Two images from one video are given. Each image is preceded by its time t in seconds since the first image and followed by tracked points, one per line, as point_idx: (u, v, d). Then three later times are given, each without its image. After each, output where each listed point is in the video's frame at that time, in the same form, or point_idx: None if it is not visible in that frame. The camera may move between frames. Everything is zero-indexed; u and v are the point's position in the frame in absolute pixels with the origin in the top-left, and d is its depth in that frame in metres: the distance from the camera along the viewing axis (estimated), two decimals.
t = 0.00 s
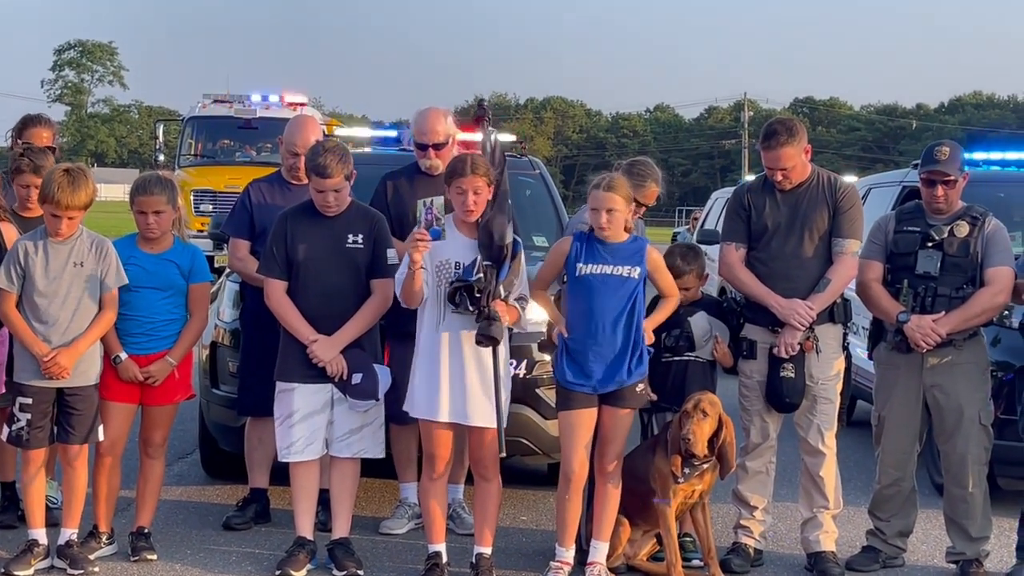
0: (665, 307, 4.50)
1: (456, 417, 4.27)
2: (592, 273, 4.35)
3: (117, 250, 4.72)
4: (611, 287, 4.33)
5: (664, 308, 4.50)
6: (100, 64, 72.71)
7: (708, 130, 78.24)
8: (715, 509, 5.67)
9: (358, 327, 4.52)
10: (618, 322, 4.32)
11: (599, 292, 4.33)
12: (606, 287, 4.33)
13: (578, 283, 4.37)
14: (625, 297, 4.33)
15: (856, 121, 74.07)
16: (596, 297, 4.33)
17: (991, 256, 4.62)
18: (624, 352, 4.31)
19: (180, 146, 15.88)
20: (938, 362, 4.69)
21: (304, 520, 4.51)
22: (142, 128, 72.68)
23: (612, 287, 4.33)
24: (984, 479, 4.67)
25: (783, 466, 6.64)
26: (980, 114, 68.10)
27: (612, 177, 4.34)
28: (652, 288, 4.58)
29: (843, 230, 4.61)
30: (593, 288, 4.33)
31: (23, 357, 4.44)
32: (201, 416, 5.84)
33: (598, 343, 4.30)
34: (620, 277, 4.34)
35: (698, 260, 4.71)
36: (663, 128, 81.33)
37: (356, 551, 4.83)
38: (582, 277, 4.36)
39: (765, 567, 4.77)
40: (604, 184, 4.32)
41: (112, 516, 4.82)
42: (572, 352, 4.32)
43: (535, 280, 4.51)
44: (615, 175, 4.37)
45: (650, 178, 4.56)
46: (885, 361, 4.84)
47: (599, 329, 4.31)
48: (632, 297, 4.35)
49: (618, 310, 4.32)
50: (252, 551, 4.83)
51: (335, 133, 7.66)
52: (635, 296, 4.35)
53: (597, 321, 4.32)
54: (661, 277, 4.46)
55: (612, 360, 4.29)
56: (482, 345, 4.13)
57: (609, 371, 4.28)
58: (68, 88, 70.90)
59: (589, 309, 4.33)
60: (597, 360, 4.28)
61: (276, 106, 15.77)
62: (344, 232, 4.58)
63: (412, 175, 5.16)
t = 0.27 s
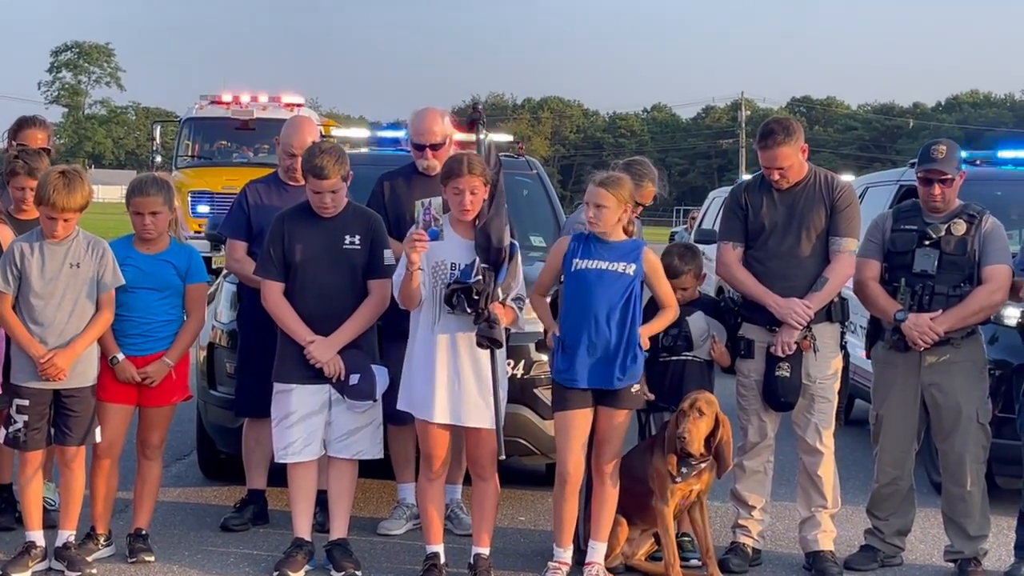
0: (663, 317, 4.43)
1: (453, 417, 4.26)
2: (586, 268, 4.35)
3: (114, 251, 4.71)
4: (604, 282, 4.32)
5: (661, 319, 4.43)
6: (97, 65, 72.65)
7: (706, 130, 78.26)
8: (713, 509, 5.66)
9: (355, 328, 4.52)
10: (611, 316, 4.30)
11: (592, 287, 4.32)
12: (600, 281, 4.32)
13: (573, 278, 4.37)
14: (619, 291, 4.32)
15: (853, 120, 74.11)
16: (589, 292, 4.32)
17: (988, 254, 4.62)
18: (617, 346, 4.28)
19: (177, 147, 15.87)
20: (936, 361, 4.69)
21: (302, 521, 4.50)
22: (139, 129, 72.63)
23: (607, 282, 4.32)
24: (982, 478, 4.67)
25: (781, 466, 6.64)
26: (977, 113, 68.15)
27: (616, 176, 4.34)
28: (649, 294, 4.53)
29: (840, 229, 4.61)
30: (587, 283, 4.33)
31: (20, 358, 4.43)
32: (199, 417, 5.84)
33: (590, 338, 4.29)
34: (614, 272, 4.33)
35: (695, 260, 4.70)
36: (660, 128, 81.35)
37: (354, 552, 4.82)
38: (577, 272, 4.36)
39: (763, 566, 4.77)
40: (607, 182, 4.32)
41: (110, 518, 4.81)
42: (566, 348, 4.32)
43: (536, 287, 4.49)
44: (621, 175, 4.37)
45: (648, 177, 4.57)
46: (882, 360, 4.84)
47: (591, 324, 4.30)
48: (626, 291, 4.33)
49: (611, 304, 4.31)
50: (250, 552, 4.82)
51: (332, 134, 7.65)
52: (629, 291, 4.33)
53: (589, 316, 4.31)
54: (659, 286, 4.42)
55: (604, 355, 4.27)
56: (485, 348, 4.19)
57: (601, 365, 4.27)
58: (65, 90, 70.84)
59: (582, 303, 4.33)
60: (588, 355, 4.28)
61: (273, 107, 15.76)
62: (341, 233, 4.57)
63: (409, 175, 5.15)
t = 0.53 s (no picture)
0: (659, 317, 4.44)
1: (452, 419, 4.26)
2: (582, 270, 4.35)
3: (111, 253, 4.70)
4: (601, 283, 4.32)
5: (658, 319, 4.43)
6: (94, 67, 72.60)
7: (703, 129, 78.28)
8: (712, 509, 5.66)
9: (353, 330, 4.51)
10: (609, 317, 4.31)
11: (589, 289, 4.32)
12: (597, 282, 4.32)
13: (569, 281, 4.37)
14: (616, 292, 4.32)
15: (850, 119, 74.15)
16: (586, 294, 4.32)
17: (986, 253, 4.62)
18: (617, 347, 4.29)
19: (174, 149, 15.86)
20: (934, 361, 4.69)
21: (301, 522, 4.49)
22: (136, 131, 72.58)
23: (604, 283, 4.32)
24: (981, 477, 4.67)
25: (779, 465, 6.65)
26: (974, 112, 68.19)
27: (608, 176, 4.39)
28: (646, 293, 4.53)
29: (837, 229, 4.61)
30: (583, 285, 4.33)
31: (17, 361, 4.42)
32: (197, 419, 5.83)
33: (590, 340, 4.29)
34: (611, 273, 4.33)
35: (693, 260, 4.70)
36: (658, 127, 81.37)
37: (353, 554, 4.82)
38: (573, 274, 4.36)
39: (762, 566, 4.77)
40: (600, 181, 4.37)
41: (108, 520, 4.81)
42: (566, 351, 4.32)
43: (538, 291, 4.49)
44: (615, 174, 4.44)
45: (644, 178, 4.55)
46: (881, 360, 4.84)
47: (590, 326, 4.30)
48: (623, 291, 4.33)
49: (609, 306, 4.31)
50: (249, 554, 4.82)
51: (330, 135, 7.65)
52: (626, 291, 4.34)
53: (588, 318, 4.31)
54: (655, 285, 4.42)
55: (605, 357, 4.28)
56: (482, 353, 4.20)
57: (603, 368, 4.28)
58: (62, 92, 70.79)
59: (580, 306, 4.32)
60: (587, 357, 4.28)
61: (270, 108, 15.75)
62: (338, 234, 4.57)
63: (407, 177, 5.15)
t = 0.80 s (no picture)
0: (660, 305, 4.45)
1: (451, 419, 4.26)
2: (581, 272, 4.34)
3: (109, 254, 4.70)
4: (601, 285, 4.33)
5: (659, 308, 4.45)
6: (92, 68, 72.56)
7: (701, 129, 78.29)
8: (711, 509, 5.66)
9: (353, 330, 4.51)
10: (610, 319, 4.32)
11: (589, 291, 4.33)
12: (597, 284, 4.33)
13: (568, 283, 4.36)
14: (616, 294, 4.33)
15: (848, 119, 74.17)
16: (587, 296, 4.33)
17: (985, 252, 4.63)
18: (620, 349, 4.31)
19: (172, 149, 15.86)
20: (934, 360, 4.70)
21: (300, 523, 4.49)
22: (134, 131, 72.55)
23: (603, 285, 4.33)
24: (981, 476, 4.67)
25: (778, 465, 6.65)
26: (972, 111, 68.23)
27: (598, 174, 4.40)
28: (648, 284, 4.53)
29: (836, 228, 4.61)
30: (583, 287, 4.33)
31: (16, 362, 4.42)
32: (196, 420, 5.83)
33: (593, 343, 4.29)
34: (611, 274, 4.34)
35: (691, 260, 4.70)
36: (656, 127, 81.38)
37: (353, 554, 4.82)
38: (572, 277, 4.35)
39: (762, 566, 4.77)
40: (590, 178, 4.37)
41: (108, 521, 4.81)
42: (568, 354, 4.31)
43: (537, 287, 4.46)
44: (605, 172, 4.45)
45: (642, 178, 4.56)
46: (880, 359, 4.84)
47: (593, 329, 4.31)
48: (622, 292, 4.34)
49: (610, 308, 4.33)
50: (248, 554, 4.81)
51: (328, 135, 7.65)
52: (625, 291, 4.35)
53: (590, 321, 4.32)
54: (653, 274, 4.40)
55: (609, 359, 4.29)
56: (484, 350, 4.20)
57: (608, 370, 4.28)
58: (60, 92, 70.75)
59: (581, 308, 4.33)
60: (591, 360, 4.28)
61: (268, 109, 15.74)
62: (337, 235, 4.57)
63: (405, 177, 5.15)
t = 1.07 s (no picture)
0: (659, 306, 4.47)
1: (451, 419, 4.26)
2: (583, 273, 4.34)
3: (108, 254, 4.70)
4: (603, 286, 4.33)
5: (658, 308, 4.47)
6: (90, 68, 72.53)
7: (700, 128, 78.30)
8: (711, 508, 5.67)
9: (353, 330, 4.51)
10: (612, 321, 4.32)
11: (591, 292, 4.33)
12: (599, 285, 4.33)
13: (569, 284, 4.36)
14: (617, 295, 4.33)
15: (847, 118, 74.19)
16: (589, 297, 4.32)
17: (984, 252, 4.63)
18: (621, 350, 4.31)
19: (171, 150, 15.85)
20: (933, 359, 4.70)
21: (300, 523, 4.49)
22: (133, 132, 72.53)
23: (605, 286, 4.33)
24: (980, 475, 4.68)
25: (778, 464, 6.65)
26: (971, 110, 68.25)
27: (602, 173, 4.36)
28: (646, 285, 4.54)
29: (835, 227, 4.61)
30: (585, 288, 4.33)
31: (15, 362, 4.42)
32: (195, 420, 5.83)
33: (594, 344, 4.29)
34: (613, 275, 4.34)
35: (690, 260, 4.70)
36: (655, 127, 81.38)
37: (353, 555, 4.82)
38: (573, 278, 4.35)
39: (761, 565, 4.78)
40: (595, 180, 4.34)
41: (107, 522, 4.81)
42: (568, 354, 4.31)
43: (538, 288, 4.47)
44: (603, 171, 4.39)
45: (640, 177, 4.56)
46: (879, 358, 4.84)
47: (594, 329, 4.31)
48: (624, 294, 4.34)
49: (612, 309, 4.33)
50: (248, 555, 4.82)
51: (327, 135, 7.65)
52: (626, 293, 4.35)
53: (591, 321, 4.32)
54: (653, 275, 4.42)
55: (610, 360, 4.29)
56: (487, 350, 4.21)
57: (608, 371, 4.28)
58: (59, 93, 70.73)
59: (583, 309, 4.33)
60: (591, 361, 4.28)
61: (267, 109, 15.74)
62: (337, 235, 4.57)
63: (404, 177, 5.15)
